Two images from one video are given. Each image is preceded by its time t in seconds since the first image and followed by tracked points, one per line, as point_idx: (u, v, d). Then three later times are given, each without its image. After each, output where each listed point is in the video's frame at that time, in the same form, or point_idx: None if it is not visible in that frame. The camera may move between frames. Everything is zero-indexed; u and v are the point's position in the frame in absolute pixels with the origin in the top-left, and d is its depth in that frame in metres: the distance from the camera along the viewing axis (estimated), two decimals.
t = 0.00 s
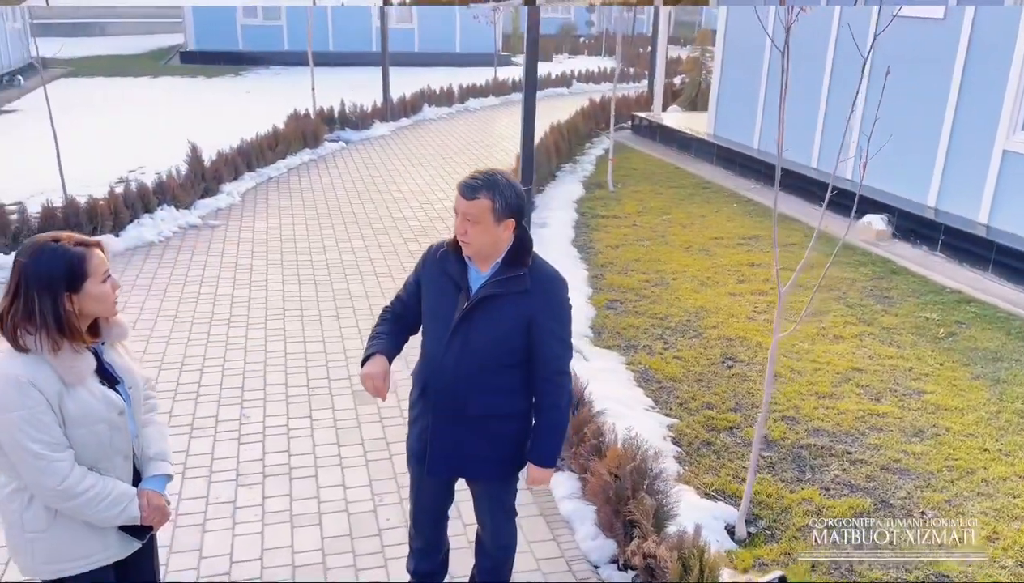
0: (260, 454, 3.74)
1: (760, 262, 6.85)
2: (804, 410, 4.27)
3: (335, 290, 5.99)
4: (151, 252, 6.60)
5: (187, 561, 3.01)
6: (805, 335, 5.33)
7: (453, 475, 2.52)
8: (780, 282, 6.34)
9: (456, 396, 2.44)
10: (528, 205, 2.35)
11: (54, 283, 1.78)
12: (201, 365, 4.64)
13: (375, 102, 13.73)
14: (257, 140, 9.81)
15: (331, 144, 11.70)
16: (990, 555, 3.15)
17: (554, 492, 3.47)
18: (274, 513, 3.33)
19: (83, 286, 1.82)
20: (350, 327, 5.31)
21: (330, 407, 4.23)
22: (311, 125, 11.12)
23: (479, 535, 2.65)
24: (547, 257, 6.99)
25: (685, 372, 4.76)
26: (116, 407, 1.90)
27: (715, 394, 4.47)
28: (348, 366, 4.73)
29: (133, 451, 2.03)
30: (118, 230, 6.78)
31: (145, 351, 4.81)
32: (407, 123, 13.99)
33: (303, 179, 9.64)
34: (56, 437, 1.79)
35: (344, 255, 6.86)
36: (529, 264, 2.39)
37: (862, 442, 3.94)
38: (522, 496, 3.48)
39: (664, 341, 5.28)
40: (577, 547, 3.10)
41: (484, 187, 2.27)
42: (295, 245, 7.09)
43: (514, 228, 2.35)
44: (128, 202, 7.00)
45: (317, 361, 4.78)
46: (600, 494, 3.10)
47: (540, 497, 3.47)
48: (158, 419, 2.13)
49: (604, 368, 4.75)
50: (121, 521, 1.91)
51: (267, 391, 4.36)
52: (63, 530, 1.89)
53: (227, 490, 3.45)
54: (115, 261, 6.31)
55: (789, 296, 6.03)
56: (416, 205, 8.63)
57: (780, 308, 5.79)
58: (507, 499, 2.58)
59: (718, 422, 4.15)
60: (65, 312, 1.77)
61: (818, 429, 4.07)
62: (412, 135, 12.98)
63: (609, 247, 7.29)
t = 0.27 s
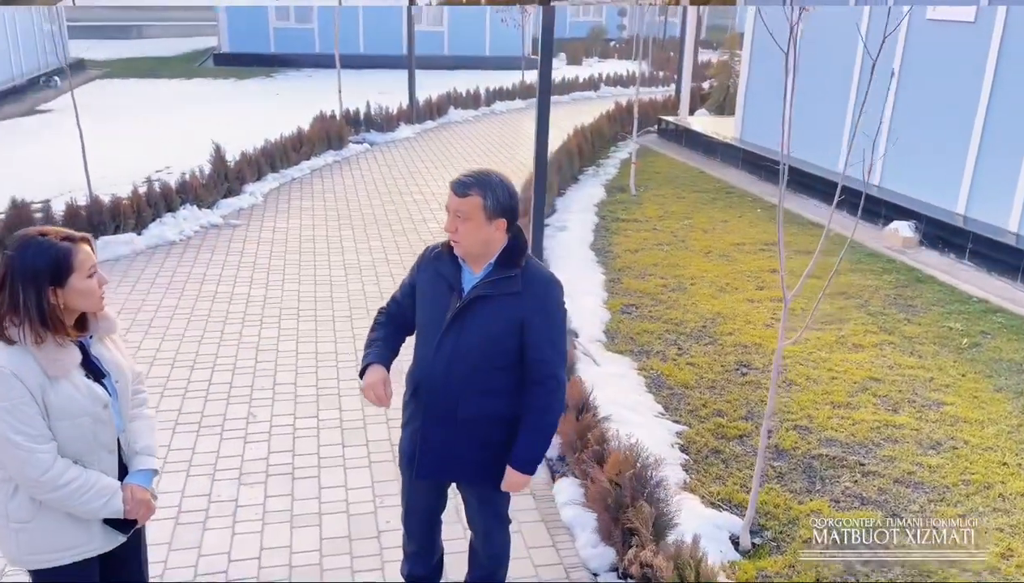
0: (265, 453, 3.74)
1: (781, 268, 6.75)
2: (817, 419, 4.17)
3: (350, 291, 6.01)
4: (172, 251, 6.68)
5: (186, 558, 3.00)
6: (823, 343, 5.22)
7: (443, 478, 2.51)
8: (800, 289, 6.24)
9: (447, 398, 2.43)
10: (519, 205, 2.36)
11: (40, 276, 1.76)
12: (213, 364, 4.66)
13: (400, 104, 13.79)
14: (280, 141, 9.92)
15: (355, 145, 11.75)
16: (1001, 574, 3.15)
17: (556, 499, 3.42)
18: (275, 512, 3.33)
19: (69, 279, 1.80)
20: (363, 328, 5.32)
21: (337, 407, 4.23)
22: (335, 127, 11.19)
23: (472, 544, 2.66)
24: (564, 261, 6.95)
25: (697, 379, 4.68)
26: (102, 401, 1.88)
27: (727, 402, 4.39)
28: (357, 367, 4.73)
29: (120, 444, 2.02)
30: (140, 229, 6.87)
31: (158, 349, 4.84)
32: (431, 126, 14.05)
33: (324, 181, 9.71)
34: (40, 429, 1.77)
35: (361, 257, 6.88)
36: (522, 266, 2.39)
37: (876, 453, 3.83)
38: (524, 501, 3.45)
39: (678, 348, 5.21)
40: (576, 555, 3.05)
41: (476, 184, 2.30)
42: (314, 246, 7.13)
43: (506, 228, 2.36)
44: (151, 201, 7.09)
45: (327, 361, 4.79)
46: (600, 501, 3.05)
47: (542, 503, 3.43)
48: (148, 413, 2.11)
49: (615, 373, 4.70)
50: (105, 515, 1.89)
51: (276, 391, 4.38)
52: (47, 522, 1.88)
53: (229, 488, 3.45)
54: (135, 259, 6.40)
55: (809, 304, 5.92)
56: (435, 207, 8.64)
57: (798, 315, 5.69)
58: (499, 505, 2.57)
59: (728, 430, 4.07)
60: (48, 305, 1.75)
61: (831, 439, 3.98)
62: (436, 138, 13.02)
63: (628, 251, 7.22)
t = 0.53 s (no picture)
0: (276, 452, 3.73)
1: (808, 274, 6.61)
2: (838, 430, 4.07)
3: (370, 292, 6.02)
4: (196, 249, 6.75)
5: (190, 557, 2.99)
6: (848, 351, 5.08)
7: (442, 482, 2.51)
8: (827, 296, 6.11)
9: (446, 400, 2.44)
10: (512, 201, 2.31)
11: (32, 270, 1.76)
12: (230, 362, 4.68)
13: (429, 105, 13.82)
14: (309, 142, 9.99)
15: (383, 146, 11.80)
16: None
17: (566, 505, 3.37)
18: (282, 511, 3.31)
19: (63, 275, 1.79)
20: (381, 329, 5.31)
21: (350, 407, 4.22)
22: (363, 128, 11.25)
23: (474, 550, 2.66)
24: (586, 263, 6.88)
25: (716, 386, 4.60)
26: (94, 397, 1.87)
27: (746, 410, 4.30)
28: (373, 367, 4.72)
29: (115, 441, 2.01)
30: (166, 227, 6.95)
31: (177, 345, 4.87)
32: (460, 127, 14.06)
33: (351, 181, 9.75)
34: (30, 424, 1.77)
35: (383, 257, 6.89)
36: (522, 267, 2.34)
37: (897, 466, 3.73)
38: (533, 507, 3.40)
39: (699, 353, 5.12)
40: (583, 563, 2.99)
41: (465, 185, 2.26)
42: (337, 246, 7.16)
43: (501, 226, 2.32)
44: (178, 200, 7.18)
45: (343, 361, 4.78)
46: (607, 507, 2.98)
47: (550, 510, 3.38)
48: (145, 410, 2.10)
49: (633, 378, 4.63)
50: (96, 511, 1.89)
51: (291, 389, 4.38)
52: (39, 516, 1.88)
53: (238, 487, 3.44)
54: (160, 257, 6.47)
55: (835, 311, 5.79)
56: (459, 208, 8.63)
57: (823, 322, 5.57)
58: (501, 513, 2.57)
59: (746, 438, 3.98)
60: (40, 300, 1.74)
61: (852, 450, 3.88)
62: (464, 139, 13.02)
63: (652, 255, 7.14)
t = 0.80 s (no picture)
0: (291, 455, 3.70)
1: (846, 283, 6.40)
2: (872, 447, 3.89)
3: (396, 294, 5.99)
4: (228, 248, 6.79)
5: (199, 560, 2.97)
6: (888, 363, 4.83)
7: (448, 492, 2.44)
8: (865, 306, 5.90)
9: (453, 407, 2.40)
10: (511, 210, 2.25)
11: (22, 269, 1.72)
12: (252, 362, 4.67)
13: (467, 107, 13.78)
14: (344, 142, 10.02)
15: (419, 147, 11.80)
16: None
17: (581, 519, 3.28)
18: (293, 516, 3.27)
19: (54, 275, 1.75)
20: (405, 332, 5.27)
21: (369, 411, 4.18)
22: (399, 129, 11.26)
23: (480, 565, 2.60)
24: (617, 268, 6.76)
25: (745, 398, 4.44)
26: (86, 400, 1.82)
27: (775, 424, 4.15)
28: (394, 370, 4.68)
29: (110, 445, 1.95)
30: (200, 226, 7.01)
31: (202, 344, 4.89)
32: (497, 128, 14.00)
33: (384, 182, 9.76)
34: (19, 425, 1.73)
35: (412, 259, 6.85)
36: (523, 274, 2.28)
37: (933, 488, 3.56)
38: (547, 519, 3.31)
39: (729, 364, 4.95)
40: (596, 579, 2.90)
41: (459, 198, 2.20)
42: (367, 247, 7.16)
43: (502, 236, 2.26)
44: (212, 199, 7.24)
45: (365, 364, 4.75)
46: (622, 523, 2.89)
47: (565, 523, 3.29)
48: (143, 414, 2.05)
49: (658, 387, 4.51)
50: (86, 516, 1.83)
51: (310, 392, 4.35)
52: (29, 519, 1.84)
53: (251, 490, 3.41)
54: (192, 256, 6.53)
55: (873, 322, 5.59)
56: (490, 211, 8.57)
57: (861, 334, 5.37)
58: (505, 527, 2.49)
59: (772, 454, 3.85)
60: (28, 299, 1.71)
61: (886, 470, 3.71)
62: (500, 141, 12.96)
63: (685, 261, 6.98)
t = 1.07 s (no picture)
0: (311, 459, 3.67)
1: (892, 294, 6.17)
2: (912, 469, 3.72)
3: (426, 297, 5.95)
4: (264, 247, 6.84)
5: (212, 564, 2.94)
6: (932, 379, 4.53)
7: (461, 509, 2.37)
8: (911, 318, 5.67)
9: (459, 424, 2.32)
10: (522, 222, 2.18)
11: (19, 271, 1.69)
12: (280, 363, 4.67)
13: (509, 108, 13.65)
14: (385, 143, 10.08)
15: (458, 149, 11.79)
16: None
17: (602, 535, 3.18)
18: (308, 522, 3.23)
19: (53, 277, 1.71)
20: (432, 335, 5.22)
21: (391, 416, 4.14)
22: (439, 131, 11.28)
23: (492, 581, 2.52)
24: (652, 274, 6.62)
25: (779, 414, 4.28)
26: (84, 404, 1.77)
27: (809, 441, 4.00)
28: (419, 374, 4.64)
29: (110, 450, 1.90)
30: (237, 225, 7.08)
31: (231, 344, 4.91)
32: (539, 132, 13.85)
33: (422, 184, 9.77)
34: (15, 429, 1.68)
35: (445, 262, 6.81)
36: (534, 286, 2.22)
37: (976, 514, 3.42)
38: (566, 534, 3.22)
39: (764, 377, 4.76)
40: None
41: (470, 213, 2.12)
42: (401, 248, 7.15)
43: (514, 249, 2.20)
44: (250, 199, 7.32)
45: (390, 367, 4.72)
46: (641, 543, 2.79)
47: (585, 539, 3.19)
48: (144, 419, 1.99)
49: (688, 399, 4.38)
50: (82, 521, 1.78)
51: (335, 395, 4.33)
52: (25, 525, 1.79)
53: (269, 494, 3.39)
54: (228, 255, 6.58)
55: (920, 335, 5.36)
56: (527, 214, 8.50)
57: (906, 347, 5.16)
58: (521, 543, 2.43)
59: (805, 472, 3.70)
60: (24, 300, 1.67)
61: (925, 493, 3.55)
62: (541, 143, 12.88)
63: (724, 267, 6.82)
